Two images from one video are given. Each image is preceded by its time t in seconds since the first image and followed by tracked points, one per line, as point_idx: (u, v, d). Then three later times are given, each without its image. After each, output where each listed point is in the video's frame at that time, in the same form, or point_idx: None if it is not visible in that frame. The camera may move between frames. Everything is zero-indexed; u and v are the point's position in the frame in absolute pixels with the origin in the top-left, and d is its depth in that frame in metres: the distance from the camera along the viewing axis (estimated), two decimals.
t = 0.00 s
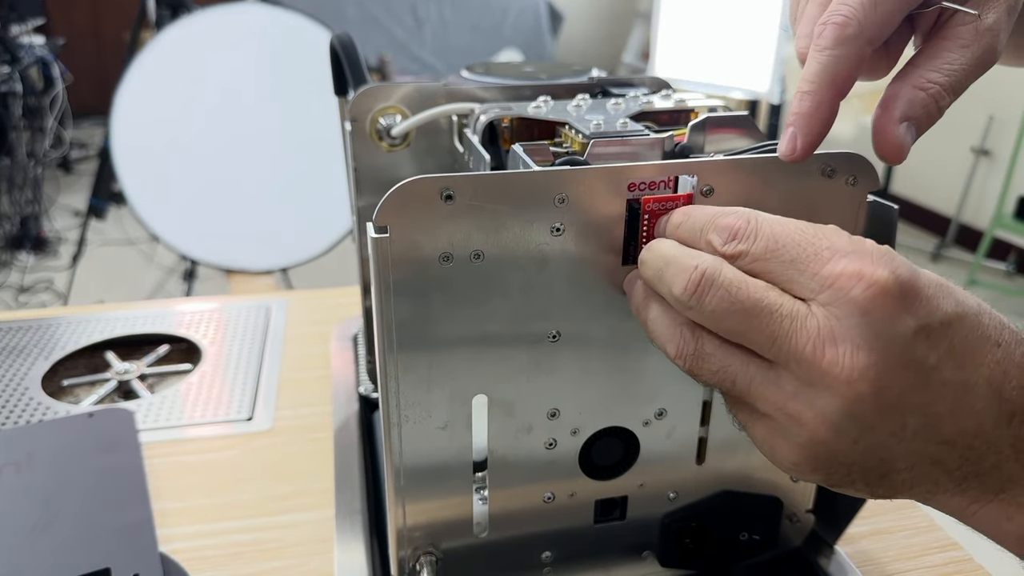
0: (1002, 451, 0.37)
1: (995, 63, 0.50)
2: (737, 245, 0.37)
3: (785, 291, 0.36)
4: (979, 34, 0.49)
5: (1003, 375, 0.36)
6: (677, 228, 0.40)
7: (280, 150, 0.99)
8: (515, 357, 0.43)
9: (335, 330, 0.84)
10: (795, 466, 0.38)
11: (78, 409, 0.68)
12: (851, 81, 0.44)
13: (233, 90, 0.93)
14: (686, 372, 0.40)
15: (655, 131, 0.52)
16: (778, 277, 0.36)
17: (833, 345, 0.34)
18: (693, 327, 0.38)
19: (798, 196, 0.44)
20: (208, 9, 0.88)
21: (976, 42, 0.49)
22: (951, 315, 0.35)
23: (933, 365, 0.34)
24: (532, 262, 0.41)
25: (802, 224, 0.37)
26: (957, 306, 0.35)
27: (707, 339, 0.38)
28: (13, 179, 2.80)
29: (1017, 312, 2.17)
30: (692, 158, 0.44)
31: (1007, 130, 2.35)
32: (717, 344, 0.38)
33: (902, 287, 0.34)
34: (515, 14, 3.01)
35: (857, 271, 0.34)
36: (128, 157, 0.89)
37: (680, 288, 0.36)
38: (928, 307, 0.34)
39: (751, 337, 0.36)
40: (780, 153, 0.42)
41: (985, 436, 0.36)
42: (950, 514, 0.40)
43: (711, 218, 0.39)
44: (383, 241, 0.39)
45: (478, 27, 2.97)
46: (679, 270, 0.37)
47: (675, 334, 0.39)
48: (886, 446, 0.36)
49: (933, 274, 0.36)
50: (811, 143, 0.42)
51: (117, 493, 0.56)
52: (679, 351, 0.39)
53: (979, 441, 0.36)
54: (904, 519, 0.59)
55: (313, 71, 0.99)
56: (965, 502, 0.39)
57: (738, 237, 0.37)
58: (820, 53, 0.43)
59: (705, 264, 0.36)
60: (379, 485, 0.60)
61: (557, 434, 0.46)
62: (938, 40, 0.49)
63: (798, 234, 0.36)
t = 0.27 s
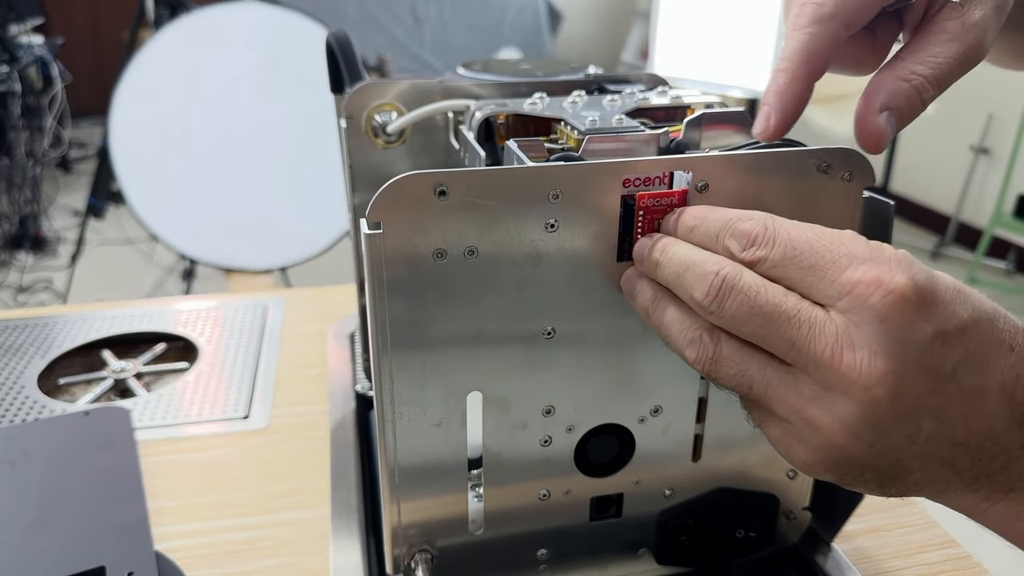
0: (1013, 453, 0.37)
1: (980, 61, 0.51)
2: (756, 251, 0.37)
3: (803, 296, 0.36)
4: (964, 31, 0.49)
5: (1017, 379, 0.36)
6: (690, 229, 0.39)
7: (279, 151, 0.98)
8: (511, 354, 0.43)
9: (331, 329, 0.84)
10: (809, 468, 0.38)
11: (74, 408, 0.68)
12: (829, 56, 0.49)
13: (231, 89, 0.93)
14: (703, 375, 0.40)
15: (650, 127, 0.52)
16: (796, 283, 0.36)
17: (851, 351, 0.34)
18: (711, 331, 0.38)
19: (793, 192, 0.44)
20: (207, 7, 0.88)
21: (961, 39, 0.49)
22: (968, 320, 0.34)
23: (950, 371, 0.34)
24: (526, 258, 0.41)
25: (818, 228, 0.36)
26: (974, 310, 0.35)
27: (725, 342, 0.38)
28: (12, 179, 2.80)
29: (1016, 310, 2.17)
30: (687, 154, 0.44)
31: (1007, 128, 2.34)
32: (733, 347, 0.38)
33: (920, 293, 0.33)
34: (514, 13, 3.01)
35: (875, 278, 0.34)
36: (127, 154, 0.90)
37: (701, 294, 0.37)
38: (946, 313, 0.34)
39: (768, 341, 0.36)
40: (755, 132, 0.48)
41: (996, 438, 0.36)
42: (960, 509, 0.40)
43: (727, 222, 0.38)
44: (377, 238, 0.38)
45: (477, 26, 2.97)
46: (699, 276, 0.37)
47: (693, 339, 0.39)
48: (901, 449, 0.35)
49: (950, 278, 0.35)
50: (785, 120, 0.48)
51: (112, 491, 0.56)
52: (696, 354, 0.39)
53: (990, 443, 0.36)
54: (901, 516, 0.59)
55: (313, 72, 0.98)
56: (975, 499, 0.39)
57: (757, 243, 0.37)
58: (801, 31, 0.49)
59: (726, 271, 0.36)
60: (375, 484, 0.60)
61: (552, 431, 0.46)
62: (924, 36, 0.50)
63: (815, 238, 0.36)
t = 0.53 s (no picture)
0: (1011, 450, 0.37)
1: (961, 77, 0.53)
2: (750, 259, 0.37)
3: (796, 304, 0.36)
4: (944, 50, 0.51)
5: (1012, 379, 0.35)
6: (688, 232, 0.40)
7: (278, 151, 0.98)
8: (508, 355, 0.43)
9: (330, 329, 0.84)
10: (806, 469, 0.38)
11: (73, 409, 0.68)
12: (808, 73, 0.50)
13: (230, 89, 0.93)
14: (699, 380, 0.40)
15: (647, 128, 0.52)
16: (790, 290, 0.36)
17: (843, 359, 0.34)
18: (705, 337, 0.38)
19: (790, 192, 0.44)
20: (206, 7, 0.88)
21: (941, 58, 0.51)
22: (962, 324, 0.34)
23: (943, 375, 0.34)
24: (523, 259, 0.41)
25: (813, 235, 0.36)
26: (968, 313, 0.34)
27: (719, 349, 0.38)
28: (12, 179, 2.80)
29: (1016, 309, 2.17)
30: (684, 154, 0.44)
31: (1007, 128, 2.34)
32: (728, 355, 0.38)
33: (911, 301, 0.33)
34: (514, 13, 3.01)
35: (866, 288, 0.33)
36: (126, 155, 0.90)
37: (700, 293, 0.37)
38: (939, 318, 0.34)
39: (763, 347, 0.36)
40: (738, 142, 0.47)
41: (992, 437, 0.36)
42: (956, 503, 0.40)
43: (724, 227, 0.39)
44: (374, 238, 0.38)
45: (476, 26, 2.97)
46: (698, 276, 0.37)
47: (688, 344, 0.39)
48: (897, 452, 0.36)
49: (944, 280, 0.35)
50: (765, 132, 0.47)
51: (110, 492, 0.56)
52: (692, 359, 0.39)
53: (987, 442, 0.36)
54: (899, 516, 0.59)
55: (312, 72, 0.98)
56: (972, 495, 0.39)
57: (751, 251, 0.37)
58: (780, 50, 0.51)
59: (724, 272, 0.36)
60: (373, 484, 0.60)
61: (549, 431, 0.46)
62: (905, 55, 0.51)
63: (809, 248, 0.36)
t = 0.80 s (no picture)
0: (1006, 445, 0.37)
1: (953, 78, 0.53)
2: (743, 256, 0.38)
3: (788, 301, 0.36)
4: (938, 51, 0.52)
5: (1006, 374, 0.35)
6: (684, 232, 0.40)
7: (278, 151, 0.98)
8: (504, 354, 0.43)
9: (329, 329, 0.84)
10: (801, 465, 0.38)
11: (72, 409, 0.68)
12: (809, 77, 0.50)
13: (230, 89, 0.93)
14: (694, 377, 0.40)
15: (644, 127, 0.53)
16: (783, 287, 0.36)
17: (835, 355, 0.34)
18: (700, 334, 0.38)
19: (786, 192, 0.44)
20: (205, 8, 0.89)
21: (936, 59, 0.51)
22: (954, 319, 0.34)
23: (935, 370, 0.34)
24: (519, 258, 0.41)
25: (806, 232, 0.37)
26: (961, 308, 0.34)
27: (713, 346, 0.38)
28: (11, 180, 2.80)
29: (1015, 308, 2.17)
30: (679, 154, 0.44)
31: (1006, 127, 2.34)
32: (721, 352, 0.38)
33: (901, 298, 0.33)
34: (513, 13, 3.01)
35: (857, 285, 0.34)
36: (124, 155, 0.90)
37: (694, 288, 0.37)
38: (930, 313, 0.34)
39: (757, 343, 0.36)
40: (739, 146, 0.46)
41: (987, 432, 0.36)
42: (952, 498, 0.40)
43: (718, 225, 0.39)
44: (371, 238, 0.39)
45: (475, 27, 2.97)
46: (694, 272, 0.37)
47: (683, 341, 0.39)
48: (891, 447, 0.36)
49: (937, 275, 0.35)
50: (766, 136, 0.47)
51: (110, 491, 0.56)
52: (686, 357, 0.39)
53: (982, 437, 0.36)
54: (896, 514, 0.59)
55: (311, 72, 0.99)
56: (968, 490, 0.39)
57: (744, 248, 0.38)
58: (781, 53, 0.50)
59: (719, 267, 0.37)
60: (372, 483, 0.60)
61: (546, 430, 0.46)
62: (900, 54, 0.52)
63: (801, 244, 0.36)
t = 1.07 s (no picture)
0: (1003, 437, 0.36)
1: (952, 77, 0.53)
2: (735, 249, 0.38)
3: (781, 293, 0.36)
4: (937, 50, 0.52)
5: (1002, 365, 0.35)
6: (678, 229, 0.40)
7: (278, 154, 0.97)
8: (502, 353, 0.43)
9: (329, 329, 0.84)
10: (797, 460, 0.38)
11: (72, 409, 0.68)
12: (809, 77, 0.50)
13: (229, 91, 0.93)
14: (687, 373, 0.40)
15: (643, 126, 0.53)
16: (775, 279, 0.36)
17: (827, 345, 0.34)
18: (692, 330, 0.39)
19: (784, 190, 0.44)
20: (205, 9, 0.89)
21: (935, 58, 0.51)
22: (947, 309, 0.34)
23: (928, 360, 0.34)
24: (517, 258, 0.41)
25: (799, 225, 0.37)
26: (953, 298, 0.34)
27: (705, 341, 0.38)
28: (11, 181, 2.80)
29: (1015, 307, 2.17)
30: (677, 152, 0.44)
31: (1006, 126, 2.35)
32: (714, 346, 0.38)
33: (893, 287, 0.33)
34: (512, 14, 3.02)
35: (849, 274, 0.34)
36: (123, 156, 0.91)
37: (687, 281, 0.37)
38: (922, 302, 0.34)
39: (751, 334, 0.36)
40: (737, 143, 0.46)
41: (983, 425, 0.36)
42: (950, 494, 0.40)
43: (711, 220, 0.39)
44: (369, 237, 0.39)
45: (475, 27, 2.97)
46: (687, 265, 0.38)
47: (674, 337, 0.39)
48: (886, 439, 0.36)
49: (930, 266, 0.35)
50: (765, 134, 0.46)
51: (109, 492, 0.56)
52: (679, 352, 0.39)
53: (978, 429, 0.36)
54: (896, 512, 0.59)
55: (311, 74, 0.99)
56: (966, 485, 0.39)
57: (737, 240, 0.38)
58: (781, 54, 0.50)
59: (711, 260, 0.37)
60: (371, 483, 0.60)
61: (545, 428, 0.46)
62: (899, 53, 0.52)
63: (793, 236, 0.36)
